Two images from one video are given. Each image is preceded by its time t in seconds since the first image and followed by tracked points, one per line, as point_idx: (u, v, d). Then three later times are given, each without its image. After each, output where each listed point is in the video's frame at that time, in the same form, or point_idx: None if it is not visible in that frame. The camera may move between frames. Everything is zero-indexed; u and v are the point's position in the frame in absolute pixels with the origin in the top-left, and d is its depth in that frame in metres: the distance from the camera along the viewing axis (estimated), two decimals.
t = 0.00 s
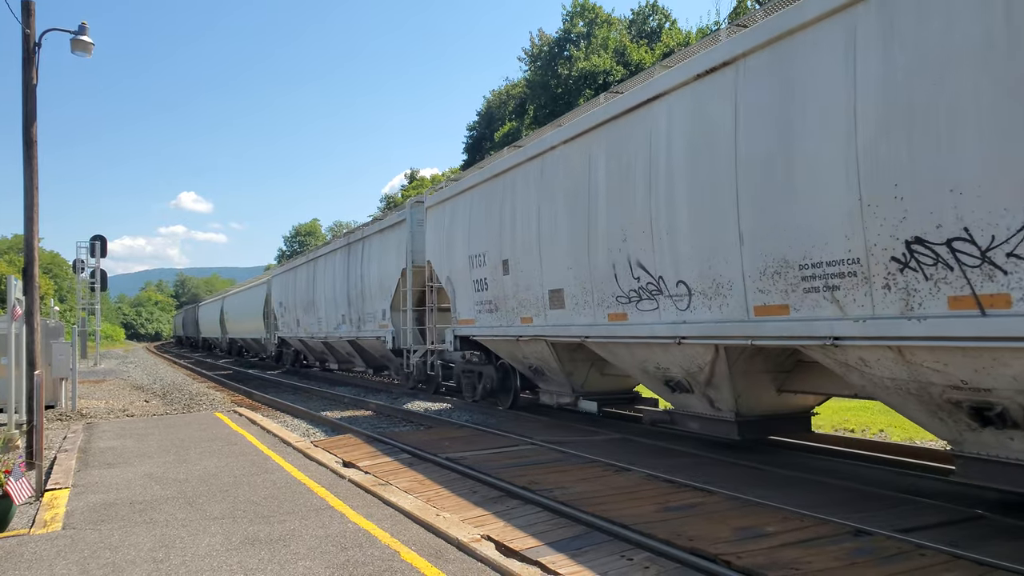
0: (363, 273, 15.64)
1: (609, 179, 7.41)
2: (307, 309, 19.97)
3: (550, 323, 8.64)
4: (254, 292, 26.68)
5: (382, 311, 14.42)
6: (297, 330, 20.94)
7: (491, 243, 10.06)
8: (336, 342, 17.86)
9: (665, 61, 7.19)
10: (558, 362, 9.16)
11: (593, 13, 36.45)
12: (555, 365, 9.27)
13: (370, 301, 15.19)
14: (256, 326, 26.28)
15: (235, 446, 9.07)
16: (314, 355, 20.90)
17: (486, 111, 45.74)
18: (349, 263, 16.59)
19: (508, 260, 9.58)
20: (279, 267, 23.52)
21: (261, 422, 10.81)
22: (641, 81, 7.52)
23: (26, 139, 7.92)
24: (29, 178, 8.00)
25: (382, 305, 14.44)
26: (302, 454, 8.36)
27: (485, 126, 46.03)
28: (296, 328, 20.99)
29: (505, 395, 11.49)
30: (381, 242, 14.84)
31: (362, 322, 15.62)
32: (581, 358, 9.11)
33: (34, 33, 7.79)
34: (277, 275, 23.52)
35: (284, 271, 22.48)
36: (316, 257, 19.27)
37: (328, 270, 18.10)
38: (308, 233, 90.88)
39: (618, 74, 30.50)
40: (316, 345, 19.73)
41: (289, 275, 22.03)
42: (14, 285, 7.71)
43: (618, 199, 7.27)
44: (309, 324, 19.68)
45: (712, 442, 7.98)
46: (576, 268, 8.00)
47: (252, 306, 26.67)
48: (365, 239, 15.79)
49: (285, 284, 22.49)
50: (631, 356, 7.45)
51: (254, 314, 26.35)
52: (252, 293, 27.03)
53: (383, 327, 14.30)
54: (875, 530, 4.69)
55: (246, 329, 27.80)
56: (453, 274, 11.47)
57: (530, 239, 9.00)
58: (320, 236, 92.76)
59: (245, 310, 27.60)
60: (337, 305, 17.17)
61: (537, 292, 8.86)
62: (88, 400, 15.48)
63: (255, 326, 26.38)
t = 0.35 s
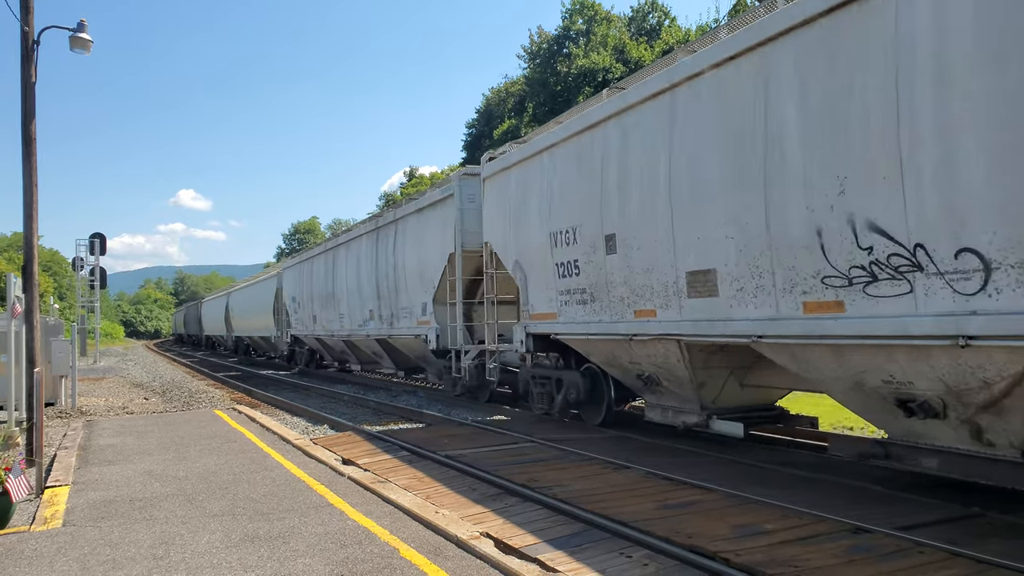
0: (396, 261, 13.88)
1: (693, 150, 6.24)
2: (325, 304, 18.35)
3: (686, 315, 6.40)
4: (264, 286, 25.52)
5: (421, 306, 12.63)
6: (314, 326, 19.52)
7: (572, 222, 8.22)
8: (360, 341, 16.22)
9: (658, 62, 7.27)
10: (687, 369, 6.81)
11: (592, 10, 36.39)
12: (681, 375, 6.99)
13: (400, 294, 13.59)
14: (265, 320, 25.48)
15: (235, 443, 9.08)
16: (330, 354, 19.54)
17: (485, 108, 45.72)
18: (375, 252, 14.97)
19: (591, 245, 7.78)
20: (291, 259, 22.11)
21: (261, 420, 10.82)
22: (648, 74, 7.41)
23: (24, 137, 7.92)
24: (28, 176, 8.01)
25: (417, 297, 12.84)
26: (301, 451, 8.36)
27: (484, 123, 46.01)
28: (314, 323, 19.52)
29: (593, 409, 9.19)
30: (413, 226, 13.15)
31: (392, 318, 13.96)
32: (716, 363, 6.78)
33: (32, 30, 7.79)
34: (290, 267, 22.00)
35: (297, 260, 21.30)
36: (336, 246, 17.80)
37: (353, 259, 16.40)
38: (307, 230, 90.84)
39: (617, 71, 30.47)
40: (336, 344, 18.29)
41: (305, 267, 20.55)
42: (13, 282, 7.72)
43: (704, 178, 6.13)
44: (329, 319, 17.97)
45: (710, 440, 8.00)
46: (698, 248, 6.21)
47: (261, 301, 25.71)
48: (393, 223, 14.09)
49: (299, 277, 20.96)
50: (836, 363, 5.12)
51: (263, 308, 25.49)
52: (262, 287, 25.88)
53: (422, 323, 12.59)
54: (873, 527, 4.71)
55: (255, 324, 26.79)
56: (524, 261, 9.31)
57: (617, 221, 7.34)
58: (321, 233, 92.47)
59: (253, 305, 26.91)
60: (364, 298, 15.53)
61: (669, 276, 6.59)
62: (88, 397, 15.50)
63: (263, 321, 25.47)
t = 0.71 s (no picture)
0: (444, 241, 12.22)
1: (789, 75, 5.51)
2: (350, 296, 16.67)
3: (942, 229, 4.40)
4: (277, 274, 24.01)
5: (478, 294, 10.90)
6: (335, 317, 17.84)
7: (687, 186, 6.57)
8: (393, 333, 14.24)
9: (659, 53, 7.24)
10: (945, 380, 4.77)
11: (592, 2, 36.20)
12: (927, 390, 4.95)
13: (450, 279, 11.85)
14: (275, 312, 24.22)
15: (235, 437, 9.08)
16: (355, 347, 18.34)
17: (484, 101, 45.57)
18: (415, 234, 13.24)
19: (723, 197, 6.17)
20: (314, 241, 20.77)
21: (260, 413, 10.82)
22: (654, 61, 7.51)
23: (21, 130, 7.88)
24: (25, 169, 7.97)
25: (475, 284, 10.99)
26: (301, 445, 8.36)
27: (483, 116, 45.86)
28: (337, 315, 17.81)
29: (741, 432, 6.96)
30: (467, 202, 11.47)
31: (438, 308, 12.22)
32: (987, 372, 4.76)
33: (28, 22, 7.74)
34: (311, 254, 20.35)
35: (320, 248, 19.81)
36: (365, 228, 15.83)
37: (387, 241, 14.48)
38: (306, 223, 90.67)
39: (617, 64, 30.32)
40: (361, 338, 16.87)
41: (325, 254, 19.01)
42: (11, 276, 7.70)
43: (752, 145, 5.88)
44: (355, 311, 16.27)
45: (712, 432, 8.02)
46: (894, 149, 4.69)
47: (273, 291, 24.34)
48: (438, 197, 12.39)
49: (320, 263, 19.30)
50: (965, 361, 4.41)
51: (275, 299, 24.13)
52: (274, 275, 24.39)
53: (481, 315, 10.80)
54: (871, 518, 4.72)
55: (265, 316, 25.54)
56: (641, 235, 7.30)
57: (745, 167, 5.95)
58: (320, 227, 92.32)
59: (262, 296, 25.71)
60: (400, 284, 13.81)
61: (827, 250, 5.25)
62: (87, 391, 15.50)
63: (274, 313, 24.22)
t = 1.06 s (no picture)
0: (512, 213, 9.84)
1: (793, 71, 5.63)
2: (382, 284, 14.62)
3: None
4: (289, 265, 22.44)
5: (570, 277, 8.60)
6: (367, 308, 15.51)
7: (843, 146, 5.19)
8: (441, 330, 12.10)
9: (658, 49, 7.21)
10: None
11: None
12: None
13: (523, 262, 9.59)
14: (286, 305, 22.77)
15: (232, 431, 9.08)
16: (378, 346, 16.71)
17: (482, 96, 45.49)
18: (462, 212, 11.28)
19: (881, 141, 4.88)
20: (331, 226, 19.09)
21: (257, 407, 10.83)
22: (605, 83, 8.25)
23: (19, 124, 7.85)
24: (22, 163, 7.95)
25: (566, 265, 8.67)
26: (299, 439, 8.36)
27: (480, 111, 45.78)
28: (364, 310, 15.71)
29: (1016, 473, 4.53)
30: (540, 165, 9.28)
31: (512, 296, 9.90)
32: None
33: (26, 16, 7.71)
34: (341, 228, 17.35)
35: (344, 231, 17.33)
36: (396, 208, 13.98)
37: (431, 217, 12.41)
38: (303, 218, 90.32)
39: (614, 58, 30.27)
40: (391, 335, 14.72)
41: (353, 239, 16.55)
42: (8, 270, 7.68)
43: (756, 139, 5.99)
44: (392, 302, 13.97)
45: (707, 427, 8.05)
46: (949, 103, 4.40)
47: (284, 283, 22.79)
48: (500, 162, 10.19)
49: (346, 249, 16.93)
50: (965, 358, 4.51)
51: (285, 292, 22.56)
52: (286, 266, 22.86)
53: (577, 305, 8.46)
54: (868, 513, 4.74)
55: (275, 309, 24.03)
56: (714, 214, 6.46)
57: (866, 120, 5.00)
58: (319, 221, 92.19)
59: (271, 289, 24.21)
60: (451, 270, 11.61)
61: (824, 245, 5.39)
62: (83, 385, 15.46)
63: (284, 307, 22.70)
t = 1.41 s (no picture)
0: (624, 175, 7.22)
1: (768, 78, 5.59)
2: (430, 277, 11.95)
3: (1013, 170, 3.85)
4: (304, 257, 20.68)
5: (728, 258, 6.05)
6: (409, 304, 12.90)
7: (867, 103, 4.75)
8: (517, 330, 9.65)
9: (656, 46, 7.22)
10: None
11: None
12: None
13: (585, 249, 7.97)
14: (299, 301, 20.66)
15: (232, 429, 9.10)
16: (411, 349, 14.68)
17: (481, 94, 45.45)
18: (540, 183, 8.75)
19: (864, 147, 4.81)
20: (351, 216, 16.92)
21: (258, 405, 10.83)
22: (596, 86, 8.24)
23: (19, 123, 7.85)
24: (23, 162, 7.95)
25: (724, 239, 6.09)
26: (299, 437, 8.36)
27: (480, 109, 45.74)
28: (403, 305, 13.23)
29: None
30: (649, 113, 6.89)
31: (630, 287, 7.28)
32: None
33: (26, 15, 7.70)
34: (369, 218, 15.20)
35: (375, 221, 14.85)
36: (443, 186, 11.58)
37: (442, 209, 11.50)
38: (303, 216, 90.18)
39: (613, 56, 30.21)
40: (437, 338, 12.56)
41: (381, 227, 14.42)
42: (9, 269, 7.68)
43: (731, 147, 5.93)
44: (438, 296, 11.64)
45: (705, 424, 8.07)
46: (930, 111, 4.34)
47: (297, 278, 21.03)
48: (589, 118, 7.87)
49: (374, 237, 14.77)
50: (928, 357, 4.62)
51: (299, 287, 20.67)
52: (301, 259, 21.09)
53: (747, 297, 5.88)
54: (868, 511, 4.74)
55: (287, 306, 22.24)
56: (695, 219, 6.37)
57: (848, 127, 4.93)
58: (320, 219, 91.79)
59: (284, 285, 22.46)
60: (529, 256, 8.99)
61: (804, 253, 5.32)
62: (84, 383, 15.48)
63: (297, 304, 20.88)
